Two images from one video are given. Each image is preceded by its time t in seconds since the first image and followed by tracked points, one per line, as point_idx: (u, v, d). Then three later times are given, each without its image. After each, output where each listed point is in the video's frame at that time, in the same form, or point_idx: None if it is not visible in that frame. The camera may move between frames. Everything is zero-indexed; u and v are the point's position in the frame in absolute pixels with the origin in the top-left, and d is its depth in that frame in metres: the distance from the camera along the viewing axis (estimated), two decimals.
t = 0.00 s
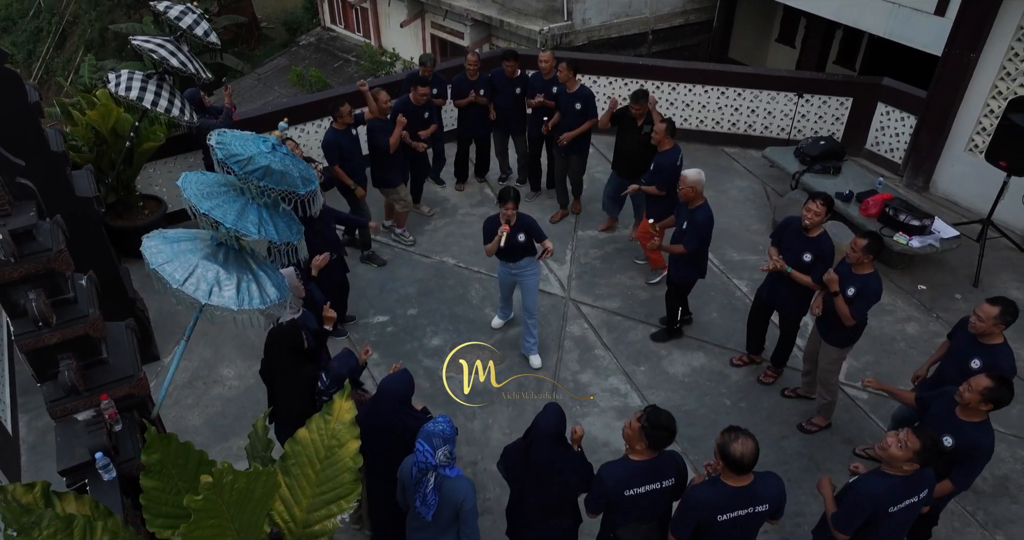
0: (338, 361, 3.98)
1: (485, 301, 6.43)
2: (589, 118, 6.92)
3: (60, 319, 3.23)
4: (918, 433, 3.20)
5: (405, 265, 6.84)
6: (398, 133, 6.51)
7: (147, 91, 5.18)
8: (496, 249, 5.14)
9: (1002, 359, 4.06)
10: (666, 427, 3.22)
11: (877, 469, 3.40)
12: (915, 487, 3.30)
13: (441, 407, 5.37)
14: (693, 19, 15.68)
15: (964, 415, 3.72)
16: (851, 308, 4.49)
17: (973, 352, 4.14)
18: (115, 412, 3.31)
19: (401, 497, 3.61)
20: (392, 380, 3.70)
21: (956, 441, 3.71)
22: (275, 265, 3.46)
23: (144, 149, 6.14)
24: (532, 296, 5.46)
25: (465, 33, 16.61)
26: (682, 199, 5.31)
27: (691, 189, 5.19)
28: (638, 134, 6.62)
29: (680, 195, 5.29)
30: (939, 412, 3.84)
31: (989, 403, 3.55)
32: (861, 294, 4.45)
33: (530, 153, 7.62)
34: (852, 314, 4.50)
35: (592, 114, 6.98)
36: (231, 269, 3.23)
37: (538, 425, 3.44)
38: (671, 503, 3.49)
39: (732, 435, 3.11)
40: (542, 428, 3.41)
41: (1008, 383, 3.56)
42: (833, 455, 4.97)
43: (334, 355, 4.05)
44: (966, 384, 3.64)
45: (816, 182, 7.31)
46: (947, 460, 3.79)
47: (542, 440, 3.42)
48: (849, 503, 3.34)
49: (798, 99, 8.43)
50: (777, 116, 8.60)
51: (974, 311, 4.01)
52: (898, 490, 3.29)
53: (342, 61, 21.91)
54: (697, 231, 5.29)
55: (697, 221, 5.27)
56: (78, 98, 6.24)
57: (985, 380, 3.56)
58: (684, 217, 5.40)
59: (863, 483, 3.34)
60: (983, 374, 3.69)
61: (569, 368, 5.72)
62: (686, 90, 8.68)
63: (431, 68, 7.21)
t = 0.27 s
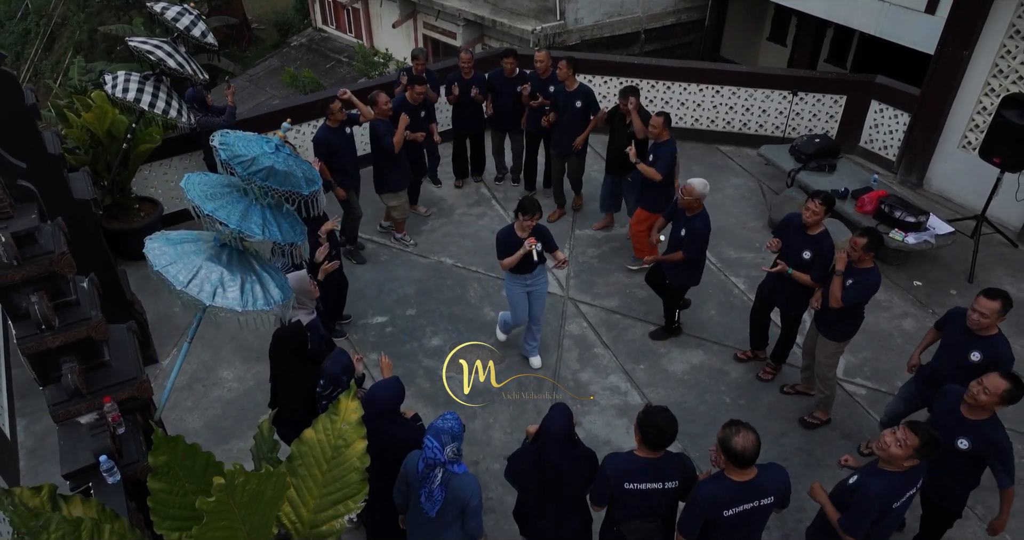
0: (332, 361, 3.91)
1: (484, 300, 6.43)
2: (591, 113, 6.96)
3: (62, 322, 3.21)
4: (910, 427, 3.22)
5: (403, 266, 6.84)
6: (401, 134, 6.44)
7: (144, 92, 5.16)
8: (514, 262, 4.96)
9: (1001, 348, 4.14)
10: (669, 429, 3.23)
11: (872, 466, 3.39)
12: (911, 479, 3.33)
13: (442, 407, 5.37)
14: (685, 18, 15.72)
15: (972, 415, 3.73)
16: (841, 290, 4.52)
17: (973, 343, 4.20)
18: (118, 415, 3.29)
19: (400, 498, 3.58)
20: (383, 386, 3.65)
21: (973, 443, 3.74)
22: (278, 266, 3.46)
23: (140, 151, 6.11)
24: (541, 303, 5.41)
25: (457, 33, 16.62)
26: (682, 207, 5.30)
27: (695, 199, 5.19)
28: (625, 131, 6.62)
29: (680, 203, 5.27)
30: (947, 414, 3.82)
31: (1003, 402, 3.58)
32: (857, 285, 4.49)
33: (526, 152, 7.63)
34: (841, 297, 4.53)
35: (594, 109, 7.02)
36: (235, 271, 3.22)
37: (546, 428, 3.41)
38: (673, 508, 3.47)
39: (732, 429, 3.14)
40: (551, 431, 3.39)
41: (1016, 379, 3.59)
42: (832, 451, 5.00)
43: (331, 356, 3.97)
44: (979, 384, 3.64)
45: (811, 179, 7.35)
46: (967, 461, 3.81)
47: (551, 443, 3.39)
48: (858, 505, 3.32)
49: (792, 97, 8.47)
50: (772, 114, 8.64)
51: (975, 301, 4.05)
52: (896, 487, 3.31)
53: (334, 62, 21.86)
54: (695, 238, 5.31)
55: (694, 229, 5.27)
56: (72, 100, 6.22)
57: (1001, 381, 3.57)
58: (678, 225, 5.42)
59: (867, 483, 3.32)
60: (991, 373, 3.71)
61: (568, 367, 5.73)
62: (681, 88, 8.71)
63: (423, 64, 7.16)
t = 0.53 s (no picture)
0: (331, 364, 3.85)
1: (482, 300, 6.43)
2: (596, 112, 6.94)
3: (64, 325, 3.19)
4: (914, 417, 3.26)
5: (400, 266, 6.83)
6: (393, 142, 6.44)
7: (141, 94, 5.14)
8: (525, 269, 4.86)
9: (995, 336, 4.17)
10: (668, 433, 3.21)
11: (879, 460, 3.42)
12: (918, 469, 3.35)
13: (442, 408, 5.37)
14: (676, 18, 15.77)
15: (969, 421, 3.75)
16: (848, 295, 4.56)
17: (970, 334, 4.23)
18: (120, 418, 3.27)
19: (404, 500, 3.57)
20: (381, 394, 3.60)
21: (973, 447, 3.76)
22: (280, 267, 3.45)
23: (135, 153, 6.09)
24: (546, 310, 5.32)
25: (450, 33, 16.62)
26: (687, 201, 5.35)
27: (701, 193, 5.21)
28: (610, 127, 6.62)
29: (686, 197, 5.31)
30: (943, 421, 3.84)
31: (998, 406, 3.60)
32: (861, 289, 4.51)
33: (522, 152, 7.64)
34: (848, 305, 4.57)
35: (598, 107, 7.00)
36: (238, 272, 3.22)
37: (538, 425, 3.44)
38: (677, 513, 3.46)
39: (739, 426, 3.18)
40: (544, 429, 3.40)
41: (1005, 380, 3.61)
42: (832, 447, 5.03)
43: (330, 357, 3.93)
44: (971, 391, 3.65)
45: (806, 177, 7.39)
46: (967, 465, 3.83)
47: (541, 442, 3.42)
48: (871, 501, 3.32)
49: (786, 96, 8.52)
50: (766, 112, 8.68)
51: (967, 296, 4.09)
52: (906, 479, 3.32)
53: (325, 62, 21.81)
54: (700, 232, 5.37)
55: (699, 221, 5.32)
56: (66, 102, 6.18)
57: (992, 386, 3.59)
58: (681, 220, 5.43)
59: (879, 479, 3.34)
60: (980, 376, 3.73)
61: (568, 366, 5.74)
62: (676, 87, 8.73)
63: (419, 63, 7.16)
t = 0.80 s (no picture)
0: (339, 367, 3.86)
1: (481, 300, 6.44)
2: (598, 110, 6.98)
3: (66, 328, 3.17)
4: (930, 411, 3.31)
5: (398, 267, 6.82)
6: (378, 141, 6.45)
7: (137, 95, 5.12)
8: (531, 279, 4.85)
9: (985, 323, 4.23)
10: (670, 427, 3.24)
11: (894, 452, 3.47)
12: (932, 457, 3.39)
13: (443, 408, 5.37)
14: (668, 17, 15.81)
15: (965, 405, 3.78)
16: (866, 309, 4.58)
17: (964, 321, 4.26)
18: (123, 422, 3.26)
19: (409, 502, 3.57)
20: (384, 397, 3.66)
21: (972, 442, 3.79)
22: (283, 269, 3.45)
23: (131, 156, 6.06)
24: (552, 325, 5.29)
25: (442, 33, 16.61)
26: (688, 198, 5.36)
27: (702, 188, 5.21)
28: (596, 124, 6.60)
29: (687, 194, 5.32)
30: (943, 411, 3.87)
31: (988, 386, 3.64)
32: (867, 294, 4.54)
33: (518, 152, 7.65)
34: (868, 317, 4.59)
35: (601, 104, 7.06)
36: (241, 274, 3.21)
37: (545, 419, 3.45)
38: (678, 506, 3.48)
39: (753, 421, 3.19)
40: (551, 424, 3.41)
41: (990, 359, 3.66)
42: (831, 443, 5.06)
43: (337, 362, 3.93)
44: (960, 376, 3.68)
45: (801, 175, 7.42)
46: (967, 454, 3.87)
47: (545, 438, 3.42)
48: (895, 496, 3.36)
49: (780, 94, 8.56)
50: (760, 111, 8.72)
51: (957, 292, 4.11)
52: (922, 468, 3.36)
53: (317, 63, 21.76)
54: (711, 226, 5.37)
55: (707, 220, 5.35)
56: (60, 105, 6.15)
57: (976, 366, 3.63)
58: (688, 218, 5.43)
59: (896, 471, 3.38)
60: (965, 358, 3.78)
61: (568, 365, 5.75)
62: (670, 87, 8.76)
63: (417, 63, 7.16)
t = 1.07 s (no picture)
0: (342, 375, 3.79)
1: (479, 300, 6.44)
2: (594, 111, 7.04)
3: (67, 332, 3.16)
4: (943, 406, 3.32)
5: (395, 268, 6.81)
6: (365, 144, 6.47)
7: (134, 98, 5.10)
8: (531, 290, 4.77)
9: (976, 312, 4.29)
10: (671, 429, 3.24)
11: (904, 449, 3.51)
12: (943, 452, 3.43)
13: (443, 408, 5.36)
14: (661, 17, 15.85)
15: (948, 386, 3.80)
16: (865, 310, 4.59)
17: (958, 310, 4.29)
18: (125, 426, 3.25)
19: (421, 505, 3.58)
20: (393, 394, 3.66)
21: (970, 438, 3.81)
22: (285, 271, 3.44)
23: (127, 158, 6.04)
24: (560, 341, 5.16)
25: (435, 34, 16.61)
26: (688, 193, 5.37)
27: (701, 182, 5.26)
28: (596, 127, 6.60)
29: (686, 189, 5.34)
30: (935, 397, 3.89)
31: (977, 369, 3.69)
32: (867, 295, 4.56)
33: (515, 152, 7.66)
34: (866, 317, 4.61)
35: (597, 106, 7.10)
36: (244, 277, 3.20)
37: (558, 419, 3.47)
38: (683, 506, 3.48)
39: (763, 421, 3.21)
40: (562, 422, 3.44)
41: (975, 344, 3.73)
42: (830, 440, 5.09)
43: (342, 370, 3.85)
44: (950, 357, 3.71)
45: (796, 173, 7.46)
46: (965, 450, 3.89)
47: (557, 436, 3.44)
48: (904, 490, 3.40)
49: (775, 93, 8.59)
50: (754, 110, 8.75)
51: (950, 288, 4.16)
52: (933, 466, 3.39)
53: (309, 64, 21.72)
54: (714, 219, 5.34)
55: (709, 214, 5.33)
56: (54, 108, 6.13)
57: (969, 348, 3.68)
58: (690, 213, 5.44)
59: (907, 467, 3.41)
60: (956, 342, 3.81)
61: (567, 364, 5.76)
62: (665, 86, 8.79)
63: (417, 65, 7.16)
